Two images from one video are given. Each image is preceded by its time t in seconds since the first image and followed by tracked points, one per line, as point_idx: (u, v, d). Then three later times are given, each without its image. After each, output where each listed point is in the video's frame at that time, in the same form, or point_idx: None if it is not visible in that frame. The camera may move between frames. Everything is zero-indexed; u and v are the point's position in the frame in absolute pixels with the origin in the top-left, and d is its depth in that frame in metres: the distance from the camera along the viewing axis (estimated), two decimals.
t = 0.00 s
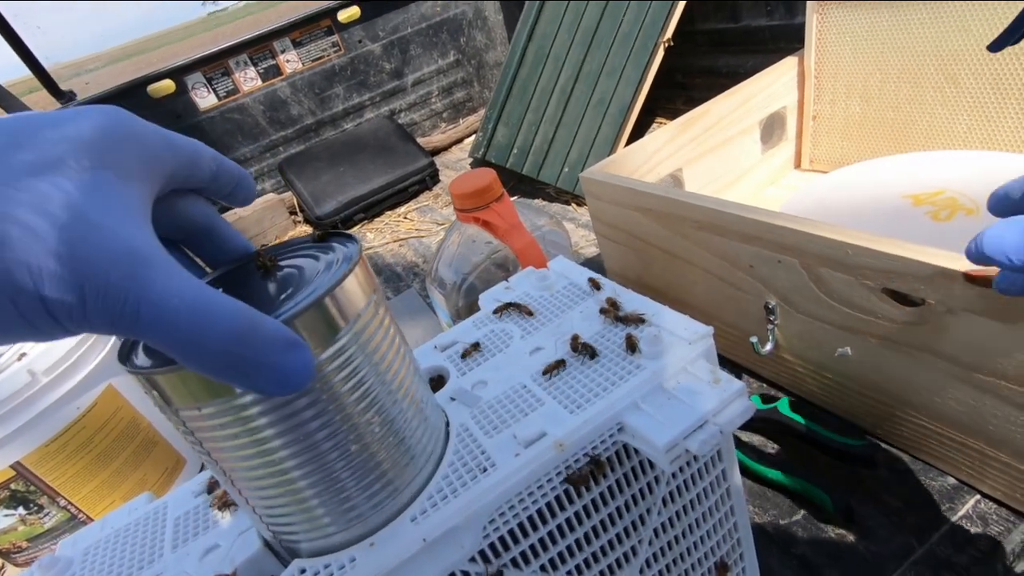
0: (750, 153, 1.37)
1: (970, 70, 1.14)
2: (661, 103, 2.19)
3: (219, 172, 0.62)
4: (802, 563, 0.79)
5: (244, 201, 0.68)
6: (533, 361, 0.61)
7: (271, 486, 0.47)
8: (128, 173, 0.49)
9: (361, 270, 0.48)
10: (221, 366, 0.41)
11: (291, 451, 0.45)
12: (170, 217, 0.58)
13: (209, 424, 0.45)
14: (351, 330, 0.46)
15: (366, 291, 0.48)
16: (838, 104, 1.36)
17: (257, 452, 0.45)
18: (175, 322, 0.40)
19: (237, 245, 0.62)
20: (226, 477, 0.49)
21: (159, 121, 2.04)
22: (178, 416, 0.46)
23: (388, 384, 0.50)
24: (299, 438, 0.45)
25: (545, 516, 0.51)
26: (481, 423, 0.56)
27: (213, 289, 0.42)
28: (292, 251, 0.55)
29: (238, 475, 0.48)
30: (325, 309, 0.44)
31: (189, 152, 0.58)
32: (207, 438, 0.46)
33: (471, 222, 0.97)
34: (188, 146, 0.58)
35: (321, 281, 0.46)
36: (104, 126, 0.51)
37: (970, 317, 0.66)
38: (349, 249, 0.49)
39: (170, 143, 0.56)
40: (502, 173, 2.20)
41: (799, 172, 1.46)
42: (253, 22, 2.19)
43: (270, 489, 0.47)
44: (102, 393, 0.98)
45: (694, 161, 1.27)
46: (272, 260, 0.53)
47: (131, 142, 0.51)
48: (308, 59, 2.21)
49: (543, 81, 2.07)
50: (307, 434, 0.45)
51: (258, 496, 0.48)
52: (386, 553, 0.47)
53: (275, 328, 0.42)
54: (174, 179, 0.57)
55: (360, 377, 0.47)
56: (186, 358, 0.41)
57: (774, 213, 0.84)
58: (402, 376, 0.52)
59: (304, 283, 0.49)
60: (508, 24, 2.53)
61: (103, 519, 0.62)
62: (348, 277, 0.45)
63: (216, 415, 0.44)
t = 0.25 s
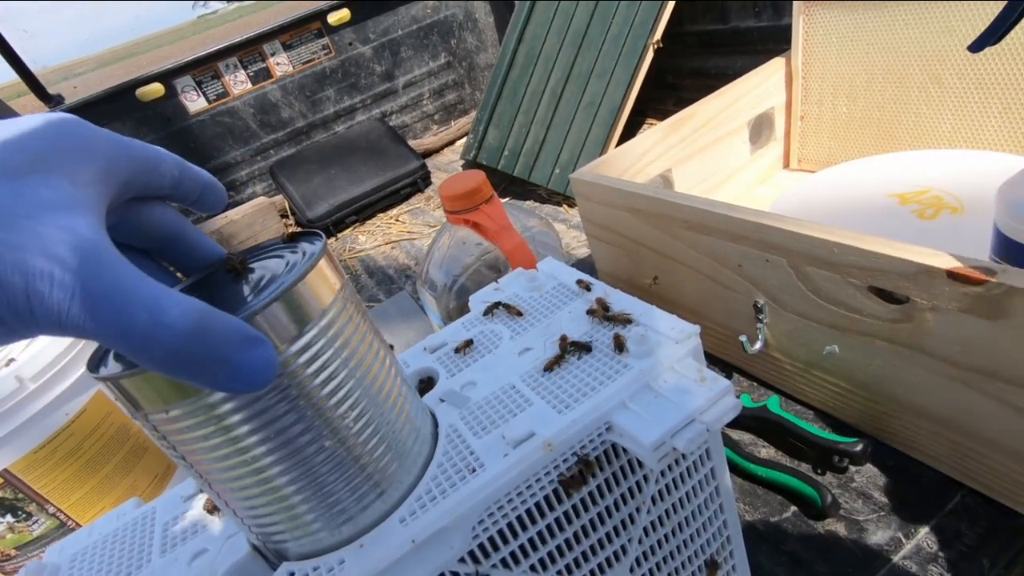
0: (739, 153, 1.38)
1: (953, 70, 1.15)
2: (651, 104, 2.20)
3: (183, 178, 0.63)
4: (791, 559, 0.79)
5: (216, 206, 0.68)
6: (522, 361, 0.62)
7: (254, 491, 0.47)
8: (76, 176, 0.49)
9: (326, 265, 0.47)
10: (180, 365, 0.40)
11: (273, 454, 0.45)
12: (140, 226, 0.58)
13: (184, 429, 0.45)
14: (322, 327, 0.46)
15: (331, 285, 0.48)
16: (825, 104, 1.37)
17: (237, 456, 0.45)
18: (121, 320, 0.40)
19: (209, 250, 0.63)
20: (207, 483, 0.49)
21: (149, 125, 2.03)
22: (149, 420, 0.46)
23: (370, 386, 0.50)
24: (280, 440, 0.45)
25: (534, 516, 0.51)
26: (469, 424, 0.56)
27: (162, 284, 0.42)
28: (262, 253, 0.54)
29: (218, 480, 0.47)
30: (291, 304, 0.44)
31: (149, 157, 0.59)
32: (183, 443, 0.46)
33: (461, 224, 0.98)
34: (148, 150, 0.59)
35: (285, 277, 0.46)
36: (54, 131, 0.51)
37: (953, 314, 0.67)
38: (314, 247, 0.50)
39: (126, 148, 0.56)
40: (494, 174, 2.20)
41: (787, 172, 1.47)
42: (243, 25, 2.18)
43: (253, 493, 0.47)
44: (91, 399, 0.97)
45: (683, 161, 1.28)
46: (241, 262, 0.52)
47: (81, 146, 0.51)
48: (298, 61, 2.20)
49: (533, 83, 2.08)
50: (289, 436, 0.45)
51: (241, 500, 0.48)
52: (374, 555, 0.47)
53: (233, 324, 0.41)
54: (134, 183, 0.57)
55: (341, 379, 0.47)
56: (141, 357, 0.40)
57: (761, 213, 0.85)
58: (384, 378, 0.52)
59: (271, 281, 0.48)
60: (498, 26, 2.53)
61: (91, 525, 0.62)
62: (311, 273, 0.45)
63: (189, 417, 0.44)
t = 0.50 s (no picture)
0: (729, 153, 1.39)
1: (939, 69, 1.17)
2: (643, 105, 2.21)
3: (176, 178, 0.65)
4: (780, 553, 0.80)
5: (206, 209, 0.72)
6: (513, 360, 0.62)
7: (246, 488, 0.47)
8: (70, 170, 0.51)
9: (313, 259, 0.48)
10: (166, 356, 0.41)
11: (266, 450, 0.46)
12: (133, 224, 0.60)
13: (175, 424, 0.45)
14: (303, 319, 0.46)
15: (318, 278, 0.48)
16: (814, 104, 1.38)
17: (228, 453, 0.45)
18: (113, 311, 0.42)
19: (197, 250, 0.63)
20: (198, 481, 0.49)
21: (140, 127, 2.02)
22: (137, 413, 0.46)
23: (361, 383, 0.50)
24: (272, 435, 0.46)
25: (524, 512, 0.52)
26: (459, 422, 0.57)
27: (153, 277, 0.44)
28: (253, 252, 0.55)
29: (210, 476, 0.48)
30: (277, 294, 0.44)
31: (143, 158, 0.61)
32: (173, 436, 0.46)
33: (452, 224, 0.98)
34: (142, 152, 0.61)
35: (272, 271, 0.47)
36: (53, 132, 0.54)
37: (939, 310, 0.68)
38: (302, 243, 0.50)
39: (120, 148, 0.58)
40: (487, 175, 2.21)
41: (778, 171, 1.48)
42: (235, 27, 2.18)
43: (245, 490, 0.47)
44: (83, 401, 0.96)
45: (674, 161, 1.29)
46: (232, 261, 0.53)
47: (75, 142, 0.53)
48: (291, 63, 2.20)
49: (526, 84, 2.08)
50: (282, 432, 0.46)
51: (233, 497, 0.49)
52: (365, 551, 0.48)
53: (221, 316, 0.42)
54: (127, 182, 0.59)
55: (332, 377, 0.48)
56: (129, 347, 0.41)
57: (749, 212, 0.85)
58: (376, 375, 0.52)
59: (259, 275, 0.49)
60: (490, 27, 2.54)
61: (82, 527, 0.62)
62: (298, 266, 0.46)
63: (180, 410, 0.44)
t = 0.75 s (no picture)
0: (727, 150, 1.40)
1: (935, 65, 1.17)
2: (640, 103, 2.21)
3: (191, 170, 0.65)
4: (780, 546, 0.81)
5: (218, 203, 0.70)
6: (515, 355, 0.63)
7: (255, 479, 0.48)
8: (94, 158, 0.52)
9: (324, 251, 0.48)
10: (183, 336, 0.41)
11: (273, 441, 0.46)
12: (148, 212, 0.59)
13: (188, 414, 0.45)
14: (315, 310, 0.47)
15: (330, 270, 0.49)
16: (811, 101, 1.39)
17: (239, 442, 0.46)
18: (128, 289, 0.42)
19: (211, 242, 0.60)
20: (209, 470, 0.50)
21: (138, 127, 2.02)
22: (150, 398, 0.46)
23: (368, 376, 0.51)
24: (280, 427, 0.46)
25: (526, 504, 0.52)
26: (462, 416, 0.57)
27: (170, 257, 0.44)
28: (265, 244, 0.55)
29: (220, 466, 0.48)
30: (291, 284, 0.45)
31: (161, 149, 0.62)
32: (185, 425, 0.47)
33: (452, 221, 0.98)
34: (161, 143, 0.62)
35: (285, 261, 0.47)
36: (75, 119, 0.55)
37: (935, 303, 0.68)
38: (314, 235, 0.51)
39: (138, 137, 0.59)
40: (485, 174, 2.21)
41: (775, 168, 1.48)
42: (232, 26, 2.18)
43: (252, 481, 0.48)
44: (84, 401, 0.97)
45: (672, 159, 1.29)
46: (243, 253, 0.54)
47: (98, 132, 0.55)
48: (288, 62, 2.20)
49: (523, 82, 2.08)
50: (290, 424, 0.46)
51: (241, 488, 0.49)
52: (369, 544, 0.48)
53: (236, 300, 0.42)
54: (145, 171, 0.60)
55: (341, 371, 0.48)
56: (144, 325, 0.41)
57: (747, 207, 0.86)
58: (381, 368, 0.53)
59: (271, 267, 0.49)
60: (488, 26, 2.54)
61: (86, 523, 0.62)
62: (310, 258, 0.46)
63: (192, 400, 0.45)
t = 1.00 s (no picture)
0: (733, 145, 1.39)
1: (945, 59, 1.16)
2: (645, 98, 2.20)
3: (200, 157, 0.63)
4: (788, 542, 0.81)
5: (223, 189, 0.68)
6: (522, 349, 0.62)
7: (265, 476, 0.48)
8: (110, 152, 0.50)
9: (341, 251, 0.48)
10: (209, 344, 0.41)
11: (282, 439, 0.46)
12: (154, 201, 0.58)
13: (198, 412, 0.45)
14: (335, 310, 0.47)
15: (347, 273, 0.49)
16: (818, 95, 1.38)
17: (249, 442, 0.46)
18: (159, 299, 0.41)
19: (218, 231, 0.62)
20: (217, 467, 0.50)
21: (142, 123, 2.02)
22: (163, 401, 0.46)
23: (379, 371, 0.50)
24: (288, 426, 0.46)
25: (535, 499, 0.52)
26: (470, 411, 0.57)
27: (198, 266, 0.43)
28: (274, 237, 0.55)
29: (230, 463, 0.48)
30: (308, 290, 0.45)
31: (171, 136, 0.59)
32: (194, 424, 0.46)
33: (457, 216, 0.98)
34: (171, 131, 0.59)
35: (302, 264, 0.47)
36: (88, 105, 0.52)
37: (946, 298, 0.68)
38: (329, 233, 0.50)
39: (149, 125, 0.56)
40: (489, 170, 2.21)
41: (782, 163, 1.47)
42: (236, 22, 2.18)
43: (262, 477, 0.48)
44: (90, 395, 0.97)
45: (678, 154, 1.29)
46: (250, 245, 0.52)
47: (110, 120, 0.52)
48: (292, 58, 2.20)
49: (528, 77, 2.08)
50: (298, 421, 0.46)
51: (250, 485, 0.49)
52: (379, 539, 0.48)
53: (260, 307, 0.42)
54: (155, 162, 0.58)
55: (352, 365, 0.48)
56: (171, 335, 0.41)
57: (754, 202, 0.85)
58: (391, 363, 0.52)
59: (284, 266, 0.49)
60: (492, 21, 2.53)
61: (95, 517, 0.63)
62: (327, 260, 0.46)
63: (205, 405, 0.45)
